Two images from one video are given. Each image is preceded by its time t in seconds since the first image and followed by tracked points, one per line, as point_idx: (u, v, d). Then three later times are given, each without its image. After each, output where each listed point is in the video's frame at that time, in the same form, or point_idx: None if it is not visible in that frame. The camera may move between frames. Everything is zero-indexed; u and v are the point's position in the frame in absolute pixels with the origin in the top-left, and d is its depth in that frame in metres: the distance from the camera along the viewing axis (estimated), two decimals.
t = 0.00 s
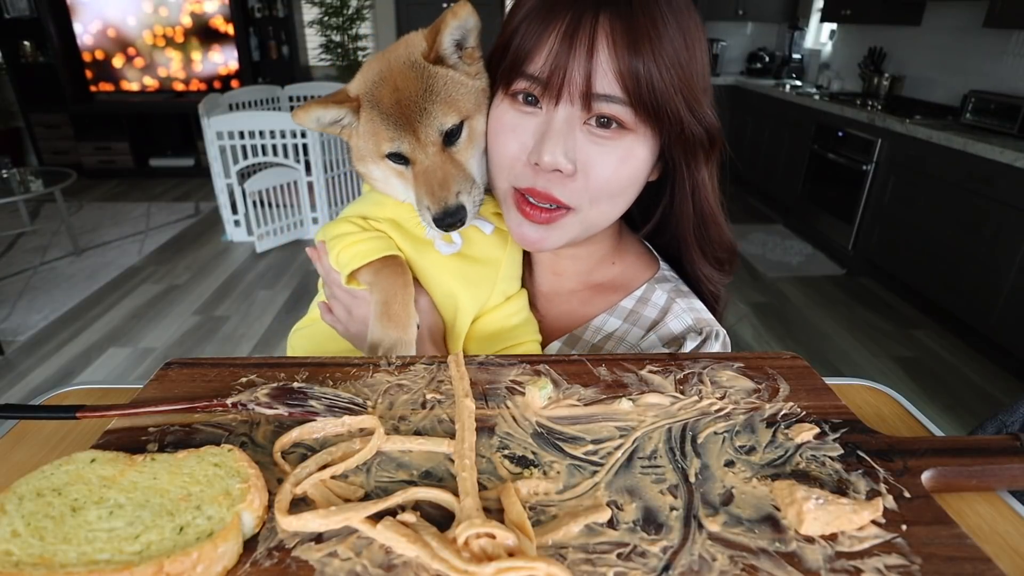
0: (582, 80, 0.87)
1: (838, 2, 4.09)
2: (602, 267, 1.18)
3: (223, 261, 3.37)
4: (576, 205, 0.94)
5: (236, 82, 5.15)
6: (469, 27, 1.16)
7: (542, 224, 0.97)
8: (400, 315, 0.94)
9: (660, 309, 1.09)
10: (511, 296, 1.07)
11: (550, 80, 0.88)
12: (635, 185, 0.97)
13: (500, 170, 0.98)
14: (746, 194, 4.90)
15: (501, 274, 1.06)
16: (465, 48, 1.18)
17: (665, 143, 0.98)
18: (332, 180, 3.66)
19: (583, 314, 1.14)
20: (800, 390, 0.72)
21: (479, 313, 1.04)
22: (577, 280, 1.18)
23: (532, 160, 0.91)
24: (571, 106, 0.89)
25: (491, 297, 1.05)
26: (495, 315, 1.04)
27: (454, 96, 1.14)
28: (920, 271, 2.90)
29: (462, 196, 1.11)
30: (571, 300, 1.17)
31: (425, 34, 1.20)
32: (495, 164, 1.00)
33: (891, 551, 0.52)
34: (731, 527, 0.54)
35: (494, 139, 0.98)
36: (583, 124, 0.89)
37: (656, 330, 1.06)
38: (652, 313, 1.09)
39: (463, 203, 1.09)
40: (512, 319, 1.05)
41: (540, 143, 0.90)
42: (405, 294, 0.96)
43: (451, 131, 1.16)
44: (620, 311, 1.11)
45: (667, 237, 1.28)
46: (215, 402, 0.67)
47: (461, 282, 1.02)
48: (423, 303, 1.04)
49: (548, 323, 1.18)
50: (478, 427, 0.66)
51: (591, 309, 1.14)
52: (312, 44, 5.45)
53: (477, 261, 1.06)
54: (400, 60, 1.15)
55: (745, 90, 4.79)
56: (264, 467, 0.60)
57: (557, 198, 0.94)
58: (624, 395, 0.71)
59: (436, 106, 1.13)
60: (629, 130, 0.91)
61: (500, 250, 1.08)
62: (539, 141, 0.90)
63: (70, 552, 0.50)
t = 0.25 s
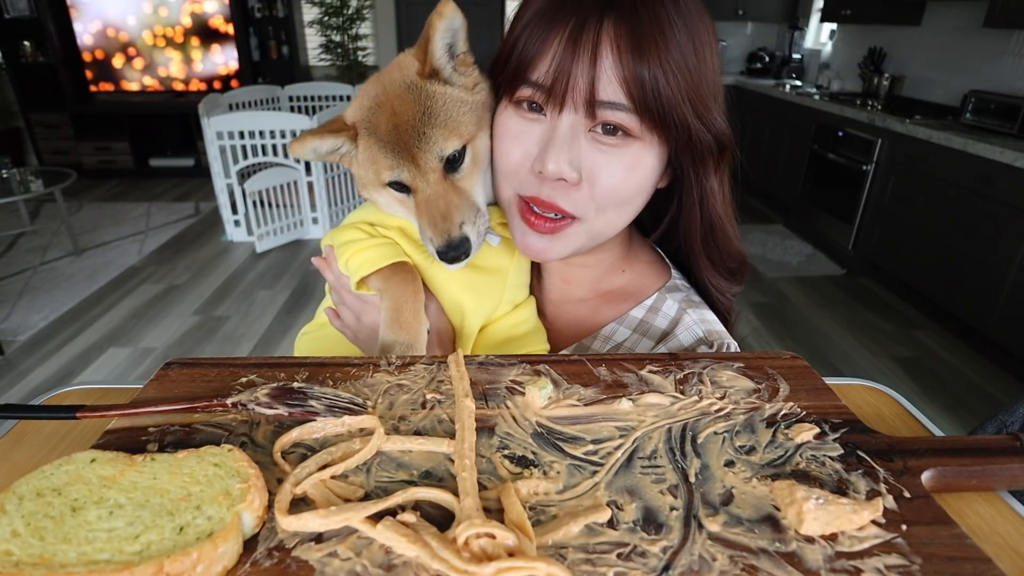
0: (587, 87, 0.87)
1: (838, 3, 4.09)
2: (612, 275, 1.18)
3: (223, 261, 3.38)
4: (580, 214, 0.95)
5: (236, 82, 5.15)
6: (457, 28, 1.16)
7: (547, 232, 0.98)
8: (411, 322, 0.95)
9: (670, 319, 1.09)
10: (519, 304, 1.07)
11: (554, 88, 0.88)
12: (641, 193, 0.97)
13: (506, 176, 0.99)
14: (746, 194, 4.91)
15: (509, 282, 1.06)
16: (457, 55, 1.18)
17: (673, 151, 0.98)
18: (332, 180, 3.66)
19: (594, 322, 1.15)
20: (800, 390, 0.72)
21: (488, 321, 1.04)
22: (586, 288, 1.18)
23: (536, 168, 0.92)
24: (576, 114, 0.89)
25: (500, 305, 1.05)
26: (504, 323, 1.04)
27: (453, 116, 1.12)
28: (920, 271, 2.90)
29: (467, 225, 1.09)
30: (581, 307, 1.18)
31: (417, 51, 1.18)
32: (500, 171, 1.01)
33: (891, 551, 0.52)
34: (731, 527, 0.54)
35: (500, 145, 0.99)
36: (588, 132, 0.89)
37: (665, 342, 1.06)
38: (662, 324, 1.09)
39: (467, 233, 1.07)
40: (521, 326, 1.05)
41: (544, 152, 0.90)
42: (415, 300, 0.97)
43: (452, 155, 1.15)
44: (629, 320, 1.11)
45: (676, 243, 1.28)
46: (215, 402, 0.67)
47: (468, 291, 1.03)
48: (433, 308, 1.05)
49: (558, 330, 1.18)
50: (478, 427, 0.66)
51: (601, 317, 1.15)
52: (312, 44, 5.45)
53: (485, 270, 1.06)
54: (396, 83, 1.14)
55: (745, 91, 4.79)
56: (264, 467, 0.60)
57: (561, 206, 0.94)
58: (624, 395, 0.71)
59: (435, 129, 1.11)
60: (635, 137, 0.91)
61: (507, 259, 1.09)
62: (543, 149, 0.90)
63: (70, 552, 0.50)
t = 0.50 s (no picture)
0: (587, 96, 0.87)
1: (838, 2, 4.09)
2: (615, 277, 1.18)
3: (223, 261, 3.38)
4: (580, 220, 0.95)
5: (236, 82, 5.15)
6: (475, 51, 1.13)
7: (547, 238, 0.98)
8: (405, 295, 0.99)
9: (673, 317, 1.08)
10: (517, 300, 1.08)
11: (554, 96, 0.88)
12: (641, 201, 0.97)
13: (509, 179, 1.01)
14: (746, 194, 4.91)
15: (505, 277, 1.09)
16: (473, 76, 1.14)
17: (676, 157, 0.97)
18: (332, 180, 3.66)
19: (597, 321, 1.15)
20: (800, 390, 0.72)
21: (486, 315, 1.04)
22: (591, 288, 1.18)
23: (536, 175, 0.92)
24: (575, 123, 0.89)
25: (498, 300, 1.05)
26: (500, 318, 1.03)
27: (465, 141, 1.11)
28: (920, 271, 2.90)
29: (473, 253, 1.09)
30: (585, 307, 1.18)
31: (434, 73, 1.16)
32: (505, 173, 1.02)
33: (891, 551, 0.52)
34: (731, 527, 0.54)
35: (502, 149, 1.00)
36: (587, 140, 0.89)
37: (668, 339, 1.05)
38: (665, 321, 1.08)
39: (473, 261, 1.07)
40: (518, 322, 1.03)
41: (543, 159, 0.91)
42: (409, 277, 1.02)
43: (463, 180, 1.14)
44: (632, 318, 1.11)
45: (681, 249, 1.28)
46: (215, 402, 0.67)
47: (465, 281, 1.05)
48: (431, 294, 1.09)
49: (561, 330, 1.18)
50: (478, 427, 0.66)
51: (605, 316, 1.15)
52: (312, 44, 5.45)
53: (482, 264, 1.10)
54: (409, 104, 1.12)
55: (745, 90, 4.79)
56: (264, 467, 0.60)
57: (561, 212, 0.95)
58: (624, 395, 0.71)
59: (447, 153, 1.10)
60: (635, 147, 0.91)
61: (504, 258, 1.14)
62: (543, 156, 0.91)
63: (70, 552, 0.50)
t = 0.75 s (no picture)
0: (574, 103, 0.87)
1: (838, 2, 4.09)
2: (612, 271, 1.19)
3: (223, 260, 3.38)
4: (547, 220, 0.96)
5: (236, 82, 5.15)
6: (493, 30, 1.18)
7: (518, 229, 1.00)
8: (405, 271, 0.96)
9: (668, 308, 1.12)
10: (512, 281, 1.07)
11: (548, 94, 0.89)
12: (613, 211, 0.97)
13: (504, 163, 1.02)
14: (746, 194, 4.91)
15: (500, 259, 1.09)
16: (485, 51, 1.21)
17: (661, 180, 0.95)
18: (333, 180, 3.66)
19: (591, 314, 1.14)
20: (800, 390, 0.72)
21: (482, 297, 1.03)
22: (586, 282, 1.18)
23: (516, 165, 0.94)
24: (560, 125, 0.89)
25: (493, 280, 1.04)
26: (496, 299, 1.02)
27: (468, 98, 1.16)
28: (920, 271, 2.90)
29: (471, 196, 1.12)
30: (580, 301, 1.18)
31: (446, 36, 1.21)
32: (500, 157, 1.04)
33: (891, 551, 0.52)
34: (731, 527, 0.54)
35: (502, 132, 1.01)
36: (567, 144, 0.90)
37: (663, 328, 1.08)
38: (660, 311, 1.11)
39: (471, 203, 1.10)
40: (514, 301, 1.02)
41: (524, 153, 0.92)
42: (408, 250, 0.98)
43: (462, 133, 1.17)
44: (627, 307, 1.11)
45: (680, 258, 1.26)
46: (215, 402, 0.67)
47: (464, 259, 1.03)
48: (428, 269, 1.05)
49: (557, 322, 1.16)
50: (478, 427, 0.66)
51: (599, 306, 1.14)
52: (312, 44, 5.45)
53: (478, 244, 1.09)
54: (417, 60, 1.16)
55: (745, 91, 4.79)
56: (264, 467, 0.60)
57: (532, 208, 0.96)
58: (624, 395, 0.71)
59: (450, 105, 1.14)
60: (611, 163, 0.90)
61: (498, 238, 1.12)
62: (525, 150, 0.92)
63: (70, 552, 0.50)
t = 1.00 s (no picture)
0: (572, 50, 0.92)
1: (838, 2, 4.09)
2: (612, 266, 1.19)
3: (223, 260, 3.38)
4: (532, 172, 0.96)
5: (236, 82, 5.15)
6: (511, 12, 1.22)
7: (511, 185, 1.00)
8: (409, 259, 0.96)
9: (667, 306, 1.11)
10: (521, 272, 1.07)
11: (554, 49, 0.95)
12: (595, 172, 0.94)
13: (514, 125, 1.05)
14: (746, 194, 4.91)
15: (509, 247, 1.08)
16: (503, 33, 1.25)
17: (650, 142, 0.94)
18: (333, 180, 3.66)
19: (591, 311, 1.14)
20: (800, 390, 0.72)
21: (489, 288, 1.04)
22: (586, 276, 1.18)
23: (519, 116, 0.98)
24: (560, 75, 0.94)
25: (502, 270, 1.04)
26: (501, 289, 1.03)
27: (485, 71, 1.21)
28: (920, 271, 2.90)
29: (482, 157, 1.13)
30: (579, 295, 1.18)
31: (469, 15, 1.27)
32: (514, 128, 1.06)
33: (891, 551, 0.52)
34: (731, 527, 0.54)
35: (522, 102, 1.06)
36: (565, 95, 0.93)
37: (661, 325, 1.07)
38: (659, 309, 1.10)
39: (482, 164, 1.11)
40: (520, 292, 1.03)
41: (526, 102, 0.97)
42: (417, 238, 0.98)
43: (478, 102, 1.21)
44: (626, 304, 1.11)
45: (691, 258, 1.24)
46: (215, 402, 0.67)
47: (472, 249, 1.03)
48: (435, 261, 1.03)
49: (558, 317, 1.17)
50: (478, 427, 0.66)
51: (599, 302, 1.14)
52: (312, 44, 5.45)
53: (488, 231, 1.07)
54: (438, 33, 1.22)
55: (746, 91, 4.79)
56: (264, 467, 0.60)
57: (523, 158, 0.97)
58: (624, 395, 0.71)
59: (467, 76, 1.19)
60: (596, 110, 0.91)
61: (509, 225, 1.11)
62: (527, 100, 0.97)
63: (70, 552, 0.50)
